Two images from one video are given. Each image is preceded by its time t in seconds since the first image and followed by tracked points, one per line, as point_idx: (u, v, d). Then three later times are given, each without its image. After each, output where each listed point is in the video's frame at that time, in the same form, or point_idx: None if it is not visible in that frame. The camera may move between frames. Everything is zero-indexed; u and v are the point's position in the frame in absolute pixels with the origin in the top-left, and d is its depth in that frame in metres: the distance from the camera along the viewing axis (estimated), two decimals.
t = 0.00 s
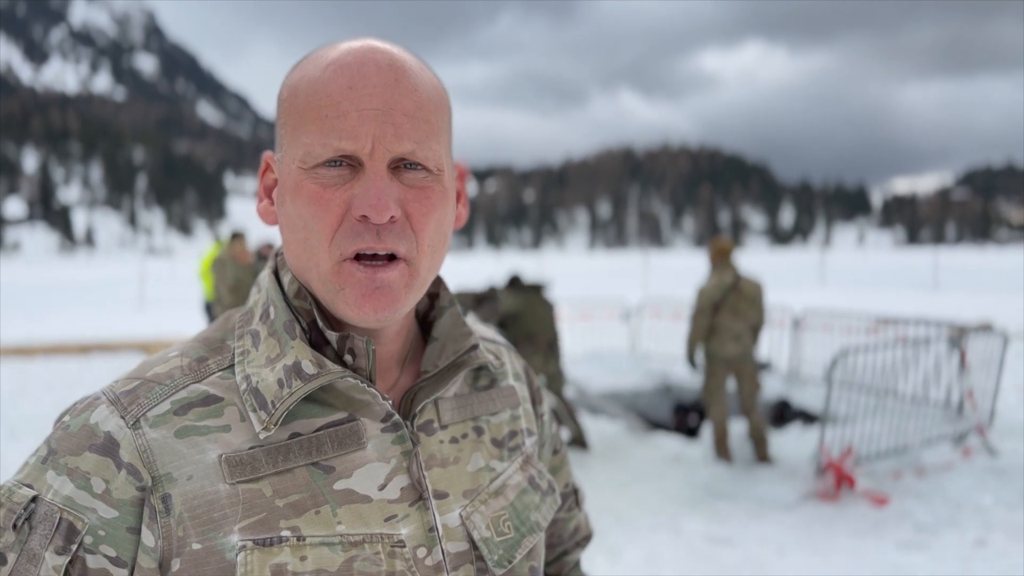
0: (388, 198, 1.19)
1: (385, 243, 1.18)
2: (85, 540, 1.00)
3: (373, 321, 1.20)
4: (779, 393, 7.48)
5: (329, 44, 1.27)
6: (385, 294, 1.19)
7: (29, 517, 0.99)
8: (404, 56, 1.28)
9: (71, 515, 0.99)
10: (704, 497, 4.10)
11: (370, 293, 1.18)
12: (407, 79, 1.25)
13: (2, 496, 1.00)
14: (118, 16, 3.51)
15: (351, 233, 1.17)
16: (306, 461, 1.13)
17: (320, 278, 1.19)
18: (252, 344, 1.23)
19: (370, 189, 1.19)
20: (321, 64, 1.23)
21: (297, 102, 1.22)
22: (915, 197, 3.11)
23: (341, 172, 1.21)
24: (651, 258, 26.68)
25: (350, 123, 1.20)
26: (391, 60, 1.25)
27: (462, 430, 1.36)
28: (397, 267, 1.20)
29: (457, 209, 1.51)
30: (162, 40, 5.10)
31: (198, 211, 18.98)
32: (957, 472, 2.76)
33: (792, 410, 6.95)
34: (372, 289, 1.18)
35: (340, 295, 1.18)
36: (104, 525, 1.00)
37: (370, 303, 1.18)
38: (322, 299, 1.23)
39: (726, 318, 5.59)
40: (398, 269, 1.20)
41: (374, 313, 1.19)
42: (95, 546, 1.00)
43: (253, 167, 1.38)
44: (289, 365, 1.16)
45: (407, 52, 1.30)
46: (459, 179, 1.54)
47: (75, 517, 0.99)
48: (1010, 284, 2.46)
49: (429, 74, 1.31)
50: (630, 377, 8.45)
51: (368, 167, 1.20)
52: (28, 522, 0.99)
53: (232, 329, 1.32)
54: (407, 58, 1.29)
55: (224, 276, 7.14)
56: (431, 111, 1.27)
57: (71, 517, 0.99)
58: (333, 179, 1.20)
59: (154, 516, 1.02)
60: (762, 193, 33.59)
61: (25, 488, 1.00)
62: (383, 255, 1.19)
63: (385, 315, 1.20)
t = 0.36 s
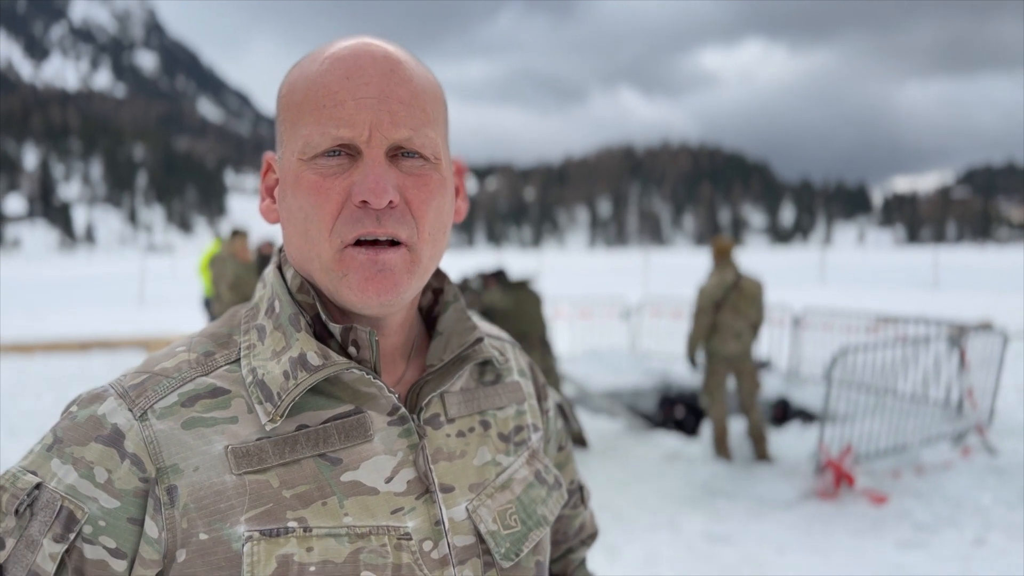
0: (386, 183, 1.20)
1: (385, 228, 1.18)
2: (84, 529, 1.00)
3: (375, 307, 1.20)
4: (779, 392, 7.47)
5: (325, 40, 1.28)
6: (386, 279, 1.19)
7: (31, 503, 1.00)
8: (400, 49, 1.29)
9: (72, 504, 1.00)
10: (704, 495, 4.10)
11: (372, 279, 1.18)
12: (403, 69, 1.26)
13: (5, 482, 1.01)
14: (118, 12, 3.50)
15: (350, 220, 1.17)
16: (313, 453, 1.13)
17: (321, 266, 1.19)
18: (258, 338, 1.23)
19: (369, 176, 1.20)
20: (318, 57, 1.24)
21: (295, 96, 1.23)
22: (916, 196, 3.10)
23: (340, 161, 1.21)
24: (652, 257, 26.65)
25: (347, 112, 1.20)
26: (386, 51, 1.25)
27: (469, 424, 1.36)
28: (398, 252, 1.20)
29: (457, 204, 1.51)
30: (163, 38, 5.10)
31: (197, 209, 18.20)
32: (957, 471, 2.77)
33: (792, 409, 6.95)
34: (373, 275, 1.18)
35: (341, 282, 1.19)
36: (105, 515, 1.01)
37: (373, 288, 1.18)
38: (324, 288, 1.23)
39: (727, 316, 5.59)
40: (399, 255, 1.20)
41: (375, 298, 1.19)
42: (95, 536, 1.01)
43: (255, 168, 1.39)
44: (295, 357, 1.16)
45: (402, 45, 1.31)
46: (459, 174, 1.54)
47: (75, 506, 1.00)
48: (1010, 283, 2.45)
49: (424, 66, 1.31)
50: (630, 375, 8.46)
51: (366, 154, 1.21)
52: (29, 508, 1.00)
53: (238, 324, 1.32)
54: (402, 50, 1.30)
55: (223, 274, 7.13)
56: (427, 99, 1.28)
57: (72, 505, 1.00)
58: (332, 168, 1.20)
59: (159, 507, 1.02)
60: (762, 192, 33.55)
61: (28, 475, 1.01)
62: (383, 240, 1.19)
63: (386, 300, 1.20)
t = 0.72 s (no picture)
0: (394, 200, 1.20)
1: (390, 246, 1.18)
2: (80, 528, 1.01)
3: (378, 322, 1.21)
4: (779, 393, 7.48)
5: (340, 46, 1.28)
6: (391, 295, 1.20)
7: (30, 502, 1.01)
8: (414, 60, 1.29)
9: (68, 502, 1.00)
10: (704, 496, 4.10)
11: (377, 294, 1.19)
12: (417, 82, 1.25)
13: (7, 482, 1.02)
14: (119, 12, 3.51)
15: (356, 235, 1.18)
16: (311, 452, 1.14)
17: (326, 277, 1.20)
18: (256, 337, 1.24)
19: (378, 191, 1.20)
20: (333, 65, 1.24)
21: (306, 102, 1.23)
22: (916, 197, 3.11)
23: (349, 173, 1.21)
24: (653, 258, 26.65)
25: (358, 125, 1.20)
26: (402, 64, 1.25)
27: (467, 423, 1.36)
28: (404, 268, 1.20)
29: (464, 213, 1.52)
30: (164, 38, 5.11)
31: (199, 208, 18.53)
32: (957, 472, 2.77)
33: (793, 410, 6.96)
34: (377, 290, 1.19)
35: (345, 295, 1.19)
36: (100, 514, 1.01)
37: (377, 304, 1.19)
38: (328, 298, 1.23)
39: (728, 317, 5.60)
40: (404, 271, 1.21)
41: (379, 314, 1.20)
42: (91, 535, 1.01)
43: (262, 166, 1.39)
44: (292, 357, 1.16)
45: (417, 56, 1.31)
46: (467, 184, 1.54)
47: (71, 505, 1.00)
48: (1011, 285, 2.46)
49: (439, 79, 1.31)
50: (630, 376, 8.47)
51: (376, 169, 1.21)
52: (28, 507, 1.00)
53: (237, 322, 1.33)
54: (417, 61, 1.29)
55: (224, 274, 7.14)
56: (439, 114, 1.28)
57: (67, 504, 1.00)
58: (340, 180, 1.21)
59: (158, 505, 1.02)
60: (762, 193, 33.59)
61: (28, 475, 1.02)
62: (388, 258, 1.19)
63: (390, 316, 1.21)
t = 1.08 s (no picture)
0: (393, 190, 1.21)
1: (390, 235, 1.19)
2: (78, 523, 1.00)
3: (380, 310, 1.22)
4: (781, 396, 7.48)
5: (333, 47, 1.29)
6: (392, 283, 1.20)
7: (28, 497, 1.00)
8: (407, 56, 1.30)
9: (69, 496, 0.99)
10: (705, 499, 4.10)
11: (377, 284, 1.19)
12: (411, 76, 1.27)
13: (6, 479, 1.01)
14: (122, 15, 3.52)
15: (357, 225, 1.18)
16: (316, 455, 1.14)
17: (326, 269, 1.20)
18: (260, 340, 1.24)
19: (376, 182, 1.21)
20: (326, 63, 1.25)
21: (302, 101, 1.24)
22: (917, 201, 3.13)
23: (347, 167, 1.22)
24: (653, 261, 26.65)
25: (354, 119, 1.21)
26: (395, 59, 1.26)
27: (469, 425, 1.37)
28: (404, 257, 1.21)
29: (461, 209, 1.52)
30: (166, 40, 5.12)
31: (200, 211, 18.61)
32: (958, 475, 2.77)
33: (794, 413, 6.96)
34: (378, 279, 1.19)
35: (346, 285, 1.20)
36: (100, 509, 1.00)
37: (377, 293, 1.19)
38: (329, 291, 1.24)
39: (729, 320, 5.60)
40: (404, 260, 1.22)
41: (380, 302, 1.20)
42: (89, 531, 1.00)
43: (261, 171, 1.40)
44: (297, 360, 1.17)
45: (409, 52, 1.32)
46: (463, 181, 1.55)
47: (71, 498, 0.99)
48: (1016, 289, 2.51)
49: (431, 73, 1.32)
50: (631, 379, 8.47)
51: (374, 161, 1.22)
52: (26, 502, 0.99)
53: (240, 325, 1.34)
54: (410, 57, 1.31)
55: (225, 276, 7.15)
56: (434, 107, 1.29)
57: (68, 497, 0.99)
58: (339, 174, 1.21)
59: (166, 505, 1.03)
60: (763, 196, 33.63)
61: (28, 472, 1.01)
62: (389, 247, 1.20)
63: (391, 304, 1.21)
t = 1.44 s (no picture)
0: (394, 204, 1.22)
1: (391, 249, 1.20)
2: (97, 540, 1.00)
3: (380, 322, 1.23)
4: (782, 400, 7.47)
5: (336, 55, 1.29)
6: (392, 296, 1.21)
7: (45, 521, 1.00)
8: (410, 67, 1.30)
9: (85, 515, 0.99)
10: (707, 503, 4.09)
11: (378, 296, 1.21)
12: (413, 88, 1.27)
13: (21, 508, 1.01)
14: (124, 20, 3.54)
15: (358, 239, 1.19)
16: (316, 459, 1.15)
17: (327, 281, 1.21)
18: (259, 347, 1.25)
19: (377, 196, 1.21)
20: (330, 73, 1.25)
21: (304, 111, 1.24)
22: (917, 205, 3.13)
23: (348, 180, 1.23)
24: (655, 264, 26.64)
25: (356, 131, 1.22)
26: (398, 71, 1.27)
27: (468, 427, 1.37)
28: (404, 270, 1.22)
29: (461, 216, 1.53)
30: (168, 45, 5.14)
31: (202, 215, 18.66)
32: (961, 479, 2.77)
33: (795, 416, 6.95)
34: (378, 293, 1.21)
35: (347, 297, 1.21)
36: (118, 525, 1.01)
37: (378, 306, 1.21)
38: (329, 301, 1.25)
39: (729, 324, 5.59)
40: (405, 273, 1.23)
41: (380, 315, 1.22)
42: (109, 548, 1.00)
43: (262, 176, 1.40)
44: (295, 367, 1.18)
45: (412, 63, 1.32)
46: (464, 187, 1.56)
47: (88, 517, 0.99)
48: None
49: (434, 84, 1.33)
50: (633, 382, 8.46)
51: (375, 173, 1.22)
52: (44, 526, 0.99)
53: (239, 333, 1.34)
54: (413, 68, 1.31)
55: (226, 280, 7.16)
56: (436, 119, 1.29)
57: (84, 517, 0.99)
58: (340, 186, 1.22)
59: (175, 514, 1.04)
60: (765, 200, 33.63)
61: (42, 497, 1.01)
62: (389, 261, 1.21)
63: (391, 316, 1.23)
